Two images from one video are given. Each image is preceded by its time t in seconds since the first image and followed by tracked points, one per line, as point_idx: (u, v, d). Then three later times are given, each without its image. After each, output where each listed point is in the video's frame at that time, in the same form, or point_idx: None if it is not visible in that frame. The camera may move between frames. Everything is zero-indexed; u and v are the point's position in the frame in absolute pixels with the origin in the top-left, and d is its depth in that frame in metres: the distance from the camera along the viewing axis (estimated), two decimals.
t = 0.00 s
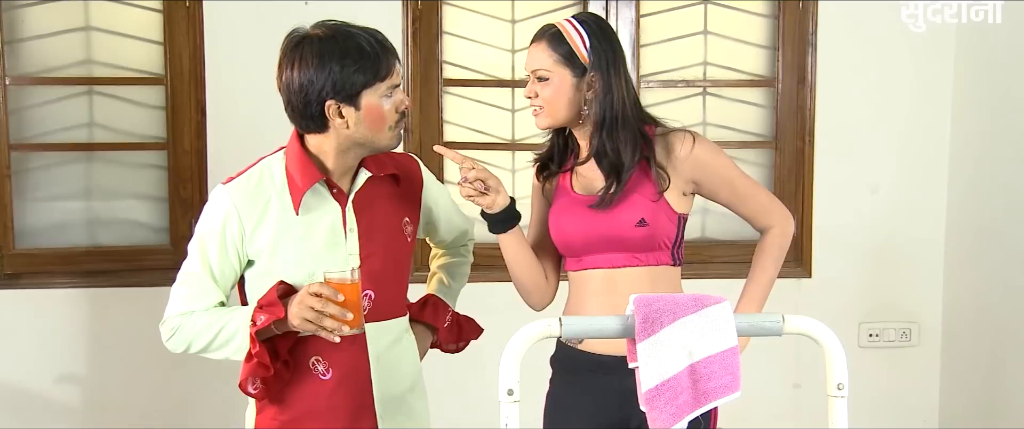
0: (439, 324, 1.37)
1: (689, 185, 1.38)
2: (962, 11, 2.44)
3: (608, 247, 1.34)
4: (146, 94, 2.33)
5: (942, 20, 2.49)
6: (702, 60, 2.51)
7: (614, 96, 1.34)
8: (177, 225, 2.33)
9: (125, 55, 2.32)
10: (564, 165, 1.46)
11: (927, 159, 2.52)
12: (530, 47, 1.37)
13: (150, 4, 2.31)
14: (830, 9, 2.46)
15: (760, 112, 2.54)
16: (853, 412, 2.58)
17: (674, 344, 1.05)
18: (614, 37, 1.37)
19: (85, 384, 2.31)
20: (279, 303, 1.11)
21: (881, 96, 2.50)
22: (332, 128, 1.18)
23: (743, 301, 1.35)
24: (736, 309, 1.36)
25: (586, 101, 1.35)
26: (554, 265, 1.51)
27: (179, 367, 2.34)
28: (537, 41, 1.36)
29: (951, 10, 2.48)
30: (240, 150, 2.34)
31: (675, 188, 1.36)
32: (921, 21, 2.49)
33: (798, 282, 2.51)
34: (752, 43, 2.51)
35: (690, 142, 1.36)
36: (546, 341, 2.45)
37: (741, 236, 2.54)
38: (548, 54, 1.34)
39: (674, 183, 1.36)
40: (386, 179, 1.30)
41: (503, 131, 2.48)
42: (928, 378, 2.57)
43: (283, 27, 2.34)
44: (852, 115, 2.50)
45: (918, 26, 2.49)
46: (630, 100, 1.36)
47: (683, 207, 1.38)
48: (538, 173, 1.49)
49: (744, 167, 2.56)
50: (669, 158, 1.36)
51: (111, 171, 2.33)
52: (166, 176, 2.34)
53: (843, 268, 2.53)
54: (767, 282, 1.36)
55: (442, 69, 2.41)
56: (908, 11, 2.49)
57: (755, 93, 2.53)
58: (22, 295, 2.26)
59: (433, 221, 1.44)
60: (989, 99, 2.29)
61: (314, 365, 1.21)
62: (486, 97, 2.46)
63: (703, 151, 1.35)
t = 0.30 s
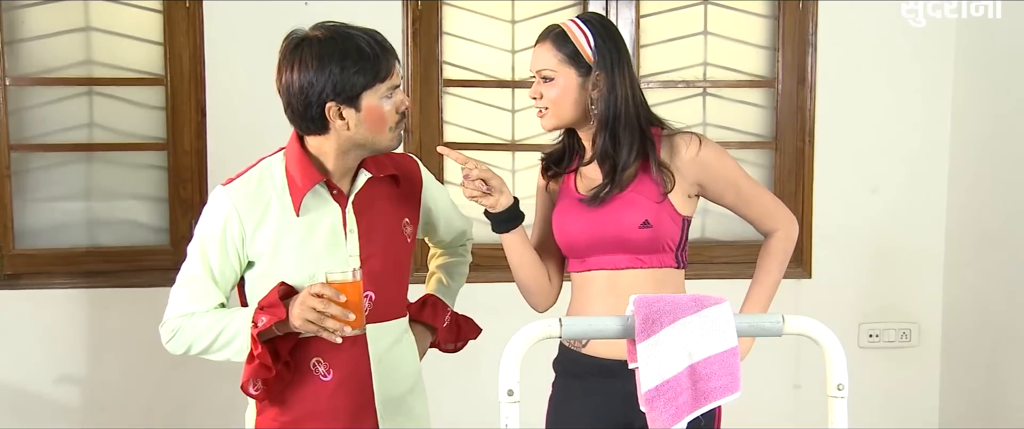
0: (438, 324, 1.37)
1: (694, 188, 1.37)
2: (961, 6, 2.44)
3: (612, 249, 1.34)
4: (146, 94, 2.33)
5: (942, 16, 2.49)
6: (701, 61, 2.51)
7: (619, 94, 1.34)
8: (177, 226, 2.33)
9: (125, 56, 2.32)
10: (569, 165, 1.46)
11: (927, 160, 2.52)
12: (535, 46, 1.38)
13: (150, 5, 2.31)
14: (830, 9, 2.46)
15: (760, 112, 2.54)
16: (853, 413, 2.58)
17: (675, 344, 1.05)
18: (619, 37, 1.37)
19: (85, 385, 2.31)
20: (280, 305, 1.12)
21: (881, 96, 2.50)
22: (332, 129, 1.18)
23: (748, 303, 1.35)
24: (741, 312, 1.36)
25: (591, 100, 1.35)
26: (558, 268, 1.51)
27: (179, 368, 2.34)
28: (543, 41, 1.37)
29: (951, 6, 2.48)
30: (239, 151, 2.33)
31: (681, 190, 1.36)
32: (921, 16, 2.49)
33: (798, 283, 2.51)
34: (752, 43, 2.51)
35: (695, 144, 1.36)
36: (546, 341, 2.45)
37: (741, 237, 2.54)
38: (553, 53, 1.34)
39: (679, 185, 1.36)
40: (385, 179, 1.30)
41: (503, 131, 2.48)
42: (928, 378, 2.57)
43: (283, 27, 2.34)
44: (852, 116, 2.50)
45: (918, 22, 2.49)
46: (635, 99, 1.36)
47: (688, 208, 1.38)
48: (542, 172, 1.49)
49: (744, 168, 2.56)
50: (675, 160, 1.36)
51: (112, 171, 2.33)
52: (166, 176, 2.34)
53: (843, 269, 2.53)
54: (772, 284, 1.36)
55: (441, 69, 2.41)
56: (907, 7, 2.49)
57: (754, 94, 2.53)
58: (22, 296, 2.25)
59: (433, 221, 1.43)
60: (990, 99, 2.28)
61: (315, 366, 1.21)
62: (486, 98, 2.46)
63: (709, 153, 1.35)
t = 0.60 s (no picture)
0: (438, 326, 1.37)
1: (695, 188, 1.38)
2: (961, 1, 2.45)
3: (613, 249, 1.35)
4: (146, 95, 2.33)
5: (941, 11, 2.49)
6: (701, 61, 2.51)
7: (621, 94, 1.33)
8: (176, 227, 2.33)
9: (125, 57, 2.32)
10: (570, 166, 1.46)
11: (926, 161, 2.52)
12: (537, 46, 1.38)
13: (150, 6, 2.31)
14: (830, 9, 2.46)
15: (759, 113, 2.54)
16: (852, 413, 2.58)
17: (674, 345, 1.05)
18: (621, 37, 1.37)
19: (84, 385, 2.31)
20: (280, 306, 1.12)
21: (881, 96, 2.50)
22: (332, 129, 1.18)
23: (749, 303, 1.35)
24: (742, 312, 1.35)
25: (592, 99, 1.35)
26: (554, 271, 1.50)
27: (179, 369, 2.34)
28: (544, 41, 1.37)
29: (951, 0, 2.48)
30: (238, 152, 2.33)
31: (682, 190, 1.36)
32: (921, 12, 2.49)
33: (798, 283, 2.51)
34: (752, 43, 2.51)
35: (698, 145, 1.36)
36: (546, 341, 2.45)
37: (740, 237, 2.54)
38: (554, 52, 1.34)
39: (680, 185, 1.36)
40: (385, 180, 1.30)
41: (503, 132, 2.48)
42: (927, 379, 2.57)
43: (283, 27, 2.34)
44: (852, 116, 2.50)
45: (918, 17, 2.49)
46: (638, 100, 1.36)
47: (688, 209, 1.38)
48: (541, 172, 1.49)
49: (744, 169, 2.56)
50: (676, 160, 1.36)
51: (111, 172, 2.33)
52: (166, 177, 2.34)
53: (843, 269, 2.53)
54: (772, 284, 1.36)
55: (441, 70, 2.41)
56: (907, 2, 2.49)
57: (754, 94, 2.53)
58: (21, 296, 2.25)
59: (434, 223, 1.44)
60: (990, 98, 2.29)
61: (314, 367, 1.21)
62: (486, 99, 2.46)
63: (710, 154, 1.35)
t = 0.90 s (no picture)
0: (438, 327, 1.37)
1: (691, 191, 1.37)
2: None
3: (613, 256, 1.34)
4: (146, 96, 2.33)
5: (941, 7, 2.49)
6: (701, 62, 2.51)
7: (615, 95, 1.33)
8: (176, 228, 2.33)
9: (125, 58, 2.32)
10: (563, 167, 1.46)
11: (926, 162, 2.52)
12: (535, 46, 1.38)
13: (150, 7, 2.31)
14: (830, 9, 2.46)
15: (759, 114, 2.54)
16: (853, 414, 2.58)
17: (675, 346, 1.05)
18: (620, 38, 1.37)
19: (84, 387, 2.31)
20: (278, 308, 1.11)
21: (880, 97, 2.50)
22: (331, 126, 1.18)
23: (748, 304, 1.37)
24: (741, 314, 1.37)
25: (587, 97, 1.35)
26: (553, 274, 1.52)
27: (178, 370, 2.34)
28: (542, 40, 1.37)
29: None
30: (238, 153, 2.33)
31: (676, 194, 1.36)
32: (921, 7, 2.49)
33: (798, 285, 2.51)
34: (752, 45, 2.51)
35: (691, 149, 1.35)
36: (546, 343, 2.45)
37: (740, 238, 2.54)
38: (554, 50, 1.35)
39: (675, 189, 1.36)
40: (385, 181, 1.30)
41: (503, 133, 2.48)
42: (927, 380, 2.57)
43: (283, 28, 2.34)
44: (852, 117, 2.50)
45: (918, 12, 2.49)
46: (632, 101, 1.36)
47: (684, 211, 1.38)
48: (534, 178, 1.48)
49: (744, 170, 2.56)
50: (671, 165, 1.35)
51: (111, 173, 2.33)
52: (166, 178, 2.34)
53: (843, 271, 2.53)
54: (770, 282, 1.38)
55: (441, 71, 2.41)
56: None
57: (754, 96, 2.53)
58: (21, 298, 2.25)
59: (433, 225, 1.44)
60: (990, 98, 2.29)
61: (314, 369, 1.21)
62: (486, 100, 2.46)
63: (704, 157, 1.35)
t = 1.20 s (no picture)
0: (438, 330, 1.37)
1: (685, 199, 1.38)
2: None
3: (613, 270, 1.34)
4: (146, 98, 2.33)
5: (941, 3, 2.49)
6: (701, 65, 2.51)
7: (609, 100, 1.33)
8: (176, 230, 2.33)
9: (125, 60, 2.32)
10: (552, 177, 1.44)
11: (926, 164, 2.52)
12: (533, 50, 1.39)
13: (150, 10, 2.31)
14: (830, 10, 2.46)
15: (759, 116, 2.54)
16: (852, 417, 2.58)
17: (674, 348, 1.05)
18: (621, 49, 1.38)
19: (84, 389, 2.31)
20: (278, 314, 1.11)
21: (880, 99, 2.50)
22: (321, 122, 1.18)
23: (749, 305, 1.40)
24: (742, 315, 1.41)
25: (580, 98, 1.35)
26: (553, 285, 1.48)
27: (178, 372, 2.34)
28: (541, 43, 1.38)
29: None
30: (238, 155, 2.33)
31: (670, 203, 1.36)
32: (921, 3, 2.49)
33: (798, 287, 2.51)
34: (752, 47, 2.51)
35: (682, 158, 1.36)
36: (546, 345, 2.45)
37: (740, 241, 2.54)
38: (553, 49, 1.35)
39: (669, 199, 1.36)
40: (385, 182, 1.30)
41: (503, 135, 2.48)
42: (927, 382, 2.57)
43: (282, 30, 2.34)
44: (852, 119, 2.50)
45: (918, 7, 2.49)
46: (625, 107, 1.35)
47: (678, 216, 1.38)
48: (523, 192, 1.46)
49: (743, 172, 2.56)
50: (663, 175, 1.36)
51: (111, 176, 2.33)
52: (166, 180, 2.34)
53: (842, 272, 2.53)
54: (770, 281, 1.41)
55: (441, 73, 2.42)
56: None
57: (754, 97, 2.53)
58: (22, 300, 2.25)
59: (433, 225, 1.42)
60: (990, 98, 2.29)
61: (313, 370, 1.21)
62: (486, 102, 2.46)
63: (697, 166, 1.35)
